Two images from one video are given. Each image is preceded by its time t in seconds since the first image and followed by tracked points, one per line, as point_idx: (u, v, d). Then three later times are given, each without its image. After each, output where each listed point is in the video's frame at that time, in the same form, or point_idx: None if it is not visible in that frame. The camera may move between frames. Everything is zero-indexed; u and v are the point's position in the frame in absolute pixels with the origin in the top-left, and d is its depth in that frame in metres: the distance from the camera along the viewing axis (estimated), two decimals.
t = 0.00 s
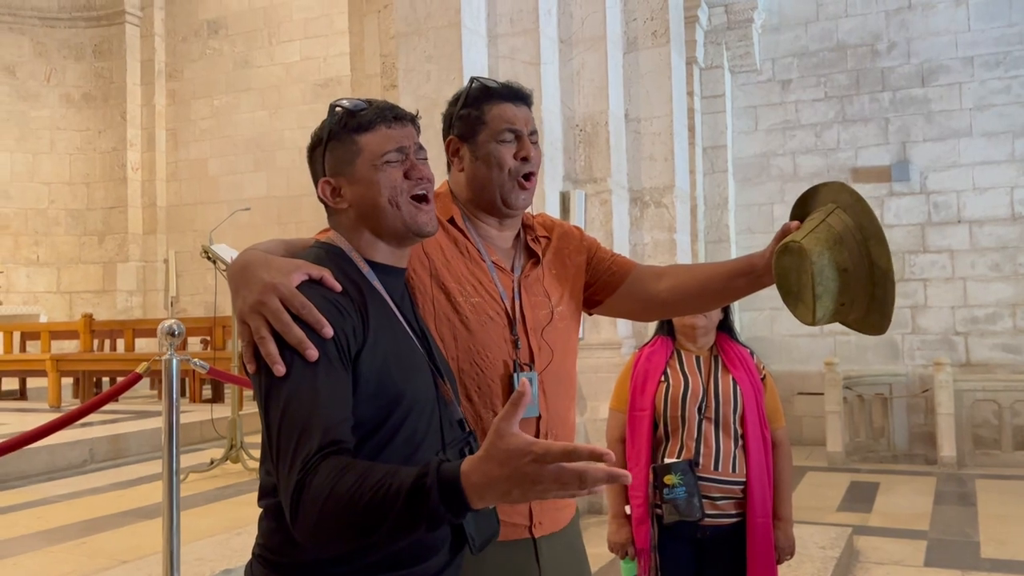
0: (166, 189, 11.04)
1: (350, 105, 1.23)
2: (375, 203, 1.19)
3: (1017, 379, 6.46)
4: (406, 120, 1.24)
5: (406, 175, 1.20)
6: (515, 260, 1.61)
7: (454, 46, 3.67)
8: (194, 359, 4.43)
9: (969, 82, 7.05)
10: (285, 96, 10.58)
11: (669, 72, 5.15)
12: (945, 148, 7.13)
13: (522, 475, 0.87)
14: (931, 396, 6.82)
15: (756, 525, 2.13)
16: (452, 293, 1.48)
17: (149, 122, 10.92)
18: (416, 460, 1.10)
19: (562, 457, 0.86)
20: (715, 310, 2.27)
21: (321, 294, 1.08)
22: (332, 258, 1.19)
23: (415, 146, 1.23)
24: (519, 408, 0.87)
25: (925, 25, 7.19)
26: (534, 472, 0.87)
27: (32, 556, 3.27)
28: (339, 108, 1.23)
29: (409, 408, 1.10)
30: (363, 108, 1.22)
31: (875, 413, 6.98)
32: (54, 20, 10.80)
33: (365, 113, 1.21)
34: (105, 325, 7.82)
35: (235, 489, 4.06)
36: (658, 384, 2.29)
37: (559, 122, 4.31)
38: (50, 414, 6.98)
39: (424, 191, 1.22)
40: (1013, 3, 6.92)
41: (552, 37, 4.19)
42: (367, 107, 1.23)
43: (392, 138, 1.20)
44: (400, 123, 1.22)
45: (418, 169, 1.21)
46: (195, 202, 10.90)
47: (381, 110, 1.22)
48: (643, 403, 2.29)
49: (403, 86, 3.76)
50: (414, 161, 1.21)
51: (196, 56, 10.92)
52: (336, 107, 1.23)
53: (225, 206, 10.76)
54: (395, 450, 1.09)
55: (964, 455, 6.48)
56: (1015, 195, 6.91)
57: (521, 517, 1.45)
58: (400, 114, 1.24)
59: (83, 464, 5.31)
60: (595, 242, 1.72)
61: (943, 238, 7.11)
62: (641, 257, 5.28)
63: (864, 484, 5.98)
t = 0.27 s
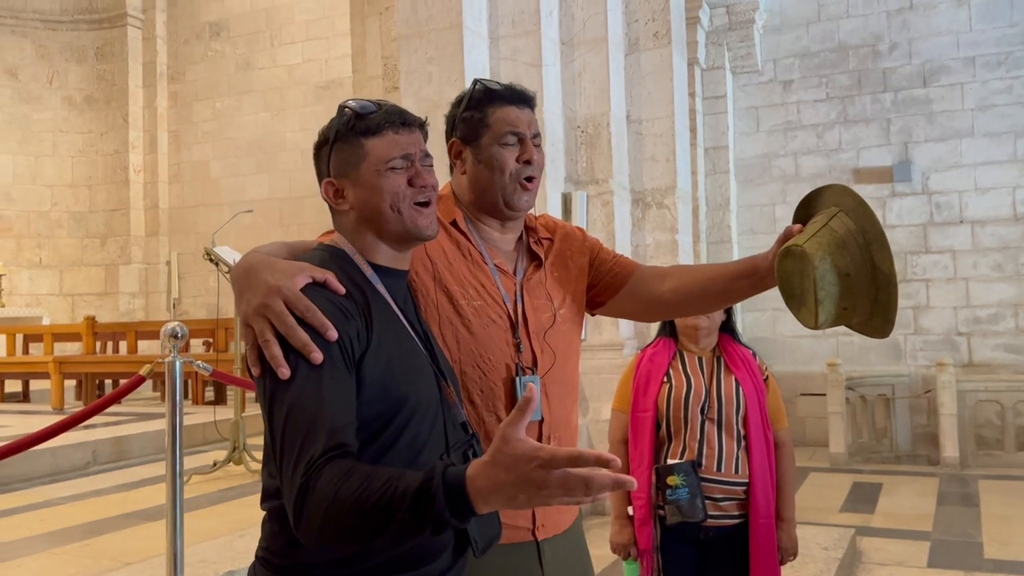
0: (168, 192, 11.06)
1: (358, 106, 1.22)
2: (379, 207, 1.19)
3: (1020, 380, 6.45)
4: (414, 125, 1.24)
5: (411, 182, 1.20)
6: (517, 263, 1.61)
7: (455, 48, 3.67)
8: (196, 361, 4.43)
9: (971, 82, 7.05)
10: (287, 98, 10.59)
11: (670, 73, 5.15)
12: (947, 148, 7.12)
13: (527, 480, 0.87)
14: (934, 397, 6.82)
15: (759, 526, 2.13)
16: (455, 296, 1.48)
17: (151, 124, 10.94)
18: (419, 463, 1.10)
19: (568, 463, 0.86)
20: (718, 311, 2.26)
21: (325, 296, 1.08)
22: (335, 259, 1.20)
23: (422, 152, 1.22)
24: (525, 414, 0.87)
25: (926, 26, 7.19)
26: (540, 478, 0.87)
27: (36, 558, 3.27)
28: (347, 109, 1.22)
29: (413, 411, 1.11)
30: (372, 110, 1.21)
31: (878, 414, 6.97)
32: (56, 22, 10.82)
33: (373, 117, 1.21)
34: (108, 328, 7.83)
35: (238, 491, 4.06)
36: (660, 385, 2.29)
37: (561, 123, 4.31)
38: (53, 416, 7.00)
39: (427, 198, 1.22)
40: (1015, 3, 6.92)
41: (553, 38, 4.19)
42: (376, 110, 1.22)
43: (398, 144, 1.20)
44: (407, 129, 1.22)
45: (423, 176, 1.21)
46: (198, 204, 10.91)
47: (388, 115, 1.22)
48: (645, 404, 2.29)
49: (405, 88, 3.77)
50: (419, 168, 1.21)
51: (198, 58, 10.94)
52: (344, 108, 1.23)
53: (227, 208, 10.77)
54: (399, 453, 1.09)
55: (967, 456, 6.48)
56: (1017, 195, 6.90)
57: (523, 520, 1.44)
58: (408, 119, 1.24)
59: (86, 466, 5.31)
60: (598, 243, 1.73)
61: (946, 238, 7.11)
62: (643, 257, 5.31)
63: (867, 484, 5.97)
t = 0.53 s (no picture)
0: (167, 193, 11.06)
1: (357, 107, 1.22)
2: (376, 210, 1.19)
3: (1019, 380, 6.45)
4: (413, 128, 1.24)
5: (408, 184, 1.20)
6: (514, 265, 1.61)
7: (453, 49, 3.68)
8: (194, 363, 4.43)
9: (969, 83, 7.05)
10: (285, 99, 10.59)
11: (669, 75, 5.15)
12: (946, 149, 7.13)
13: (523, 485, 0.87)
14: (933, 398, 6.82)
15: (757, 527, 2.13)
16: (452, 299, 1.48)
17: (150, 126, 10.94)
18: (416, 465, 1.10)
19: (564, 467, 0.86)
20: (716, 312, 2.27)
21: (321, 299, 1.09)
22: (332, 261, 1.20)
23: (420, 155, 1.23)
24: (522, 418, 0.87)
25: (925, 26, 7.20)
26: (536, 481, 0.87)
27: (34, 560, 3.27)
28: (346, 110, 1.22)
29: (409, 412, 1.11)
30: (371, 111, 1.22)
31: (877, 414, 6.98)
32: (55, 24, 10.82)
33: (372, 119, 1.21)
34: (107, 329, 7.83)
35: (236, 493, 4.06)
36: (658, 386, 2.29)
37: (559, 125, 4.32)
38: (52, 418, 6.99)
39: (425, 201, 1.22)
40: (1013, 4, 6.93)
41: (552, 39, 4.19)
42: (376, 110, 1.22)
43: (396, 145, 1.20)
44: (406, 131, 1.22)
45: (420, 179, 1.21)
46: (197, 206, 10.91)
47: (388, 117, 1.22)
48: (642, 405, 2.29)
49: (403, 90, 3.77)
50: (416, 170, 1.21)
51: (197, 60, 10.94)
52: (344, 108, 1.23)
53: (226, 210, 10.77)
54: (395, 455, 1.09)
55: (966, 456, 6.48)
56: (1016, 195, 6.91)
57: (520, 522, 1.44)
58: (408, 121, 1.24)
59: (84, 468, 5.31)
60: (597, 245, 1.72)
61: (944, 239, 7.11)
62: (641, 259, 5.28)
63: (866, 485, 5.97)
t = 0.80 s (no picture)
0: (162, 194, 11.03)
1: (353, 108, 1.22)
2: (371, 211, 1.19)
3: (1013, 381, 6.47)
4: (409, 129, 1.24)
5: (403, 185, 1.20)
6: (508, 266, 1.61)
7: (449, 50, 3.68)
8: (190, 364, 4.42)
9: (964, 84, 7.07)
10: (281, 100, 10.58)
11: (664, 76, 5.16)
12: (941, 150, 7.15)
13: (515, 489, 0.87)
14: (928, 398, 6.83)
15: (752, 528, 2.13)
16: (445, 300, 1.48)
17: (145, 127, 10.92)
18: (409, 467, 1.10)
19: (556, 473, 0.86)
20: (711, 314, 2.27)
21: (315, 300, 1.08)
22: (326, 263, 1.19)
23: (416, 156, 1.23)
24: (515, 422, 0.87)
25: (920, 28, 7.22)
26: (528, 487, 0.87)
27: (28, 562, 3.26)
28: (342, 111, 1.22)
29: (403, 413, 1.10)
30: (367, 112, 1.22)
31: (872, 414, 7.00)
32: (50, 25, 10.80)
33: (368, 119, 1.21)
34: (102, 331, 7.81)
35: (232, 494, 4.05)
36: (653, 387, 2.29)
37: (555, 126, 4.32)
38: (46, 420, 6.97)
39: (420, 202, 1.21)
40: (1008, 6, 6.95)
41: (547, 40, 4.19)
42: (372, 112, 1.22)
43: (392, 146, 1.20)
44: (402, 132, 1.22)
45: (416, 179, 1.21)
46: (193, 207, 10.89)
47: (384, 118, 1.22)
48: (638, 406, 2.29)
49: (398, 90, 3.77)
50: (412, 171, 1.21)
51: (192, 61, 10.93)
52: (339, 109, 1.23)
53: (222, 211, 10.75)
54: (389, 457, 1.08)
55: (961, 457, 6.49)
56: (1011, 196, 6.92)
57: (514, 524, 1.44)
58: (403, 123, 1.24)
59: (79, 469, 5.29)
60: (590, 246, 1.72)
61: (940, 240, 7.12)
62: (637, 260, 5.25)
63: (862, 485, 5.98)
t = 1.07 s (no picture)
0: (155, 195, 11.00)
1: (344, 108, 1.22)
2: (363, 211, 1.19)
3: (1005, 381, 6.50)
4: (401, 128, 1.24)
5: (395, 184, 1.20)
6: (501, 267, 1.61)
7: (443, 51, 3.68)
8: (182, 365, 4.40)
9: (955, 85, 7.11)
10: (274, 101, 10.56)
11: (658, 77, 5.17)
12: (933, 151, 7.18)
13: (507, 492, 0.87)
14: (920, 398, 6.86)
15: (744, 528, 2.14)
16: (438, 301, 1.48)
17: (137, 127, 10.88)
18: (402, 467, 1.10)
19: (548, 476, 0.86)
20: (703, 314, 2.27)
21: (308, 301, 1.08)
22: (318, 263, 1.19)
23: (407, 155, 1.23)
24: (508, 425, 0.87)
25: (911, 29, 7.25)
26: (519, 490, 0.87)
27: (19, 564, 3.24)
28: (333, 110, 1.22)
29: (395, 413, 1.10)
30: (358, 112, 1.22)
31: (865, 414, 7.02)
32: (42, 25, 10.75)
33: (359, 119, 1.21)
34: (94, 332, 7.78)
35: (225, 496, 4.03)
36: (646, 387, 2.29)
37: (548, 126, 4.32)
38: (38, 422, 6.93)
39: (412, 201, 1.21)
40: (999, 7, 6.98)
41: (540, 41, 4.19)
42: (363, 111, 1.22)
43: (384, 145, 1.20)
44: (393, 131, 1.22)
45: (408, 178, 1.21)
46: (186, 208, 10.87)
47: (375, 117, 1.22)
48: (630, 406, 2.29)
49: (392, 91, 3.76)
50: (404, 170, 1.21)
51: (185, 61, 10.90)
52: (330, 109, 1.23)
53: (215, 211, 10.73)
54: (381, 457, 1.08)
55: (953, 456, 6.53)
56: (1002, 197, 6.96)
57: (506, 524, 1.44)
58: (395, 122, 1.24)
59: (71, 471, 5.27)
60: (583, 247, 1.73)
61: (931, 240, 7.16)
62: (630, 261, 5.27)
63: (855, 485, 6.00)
